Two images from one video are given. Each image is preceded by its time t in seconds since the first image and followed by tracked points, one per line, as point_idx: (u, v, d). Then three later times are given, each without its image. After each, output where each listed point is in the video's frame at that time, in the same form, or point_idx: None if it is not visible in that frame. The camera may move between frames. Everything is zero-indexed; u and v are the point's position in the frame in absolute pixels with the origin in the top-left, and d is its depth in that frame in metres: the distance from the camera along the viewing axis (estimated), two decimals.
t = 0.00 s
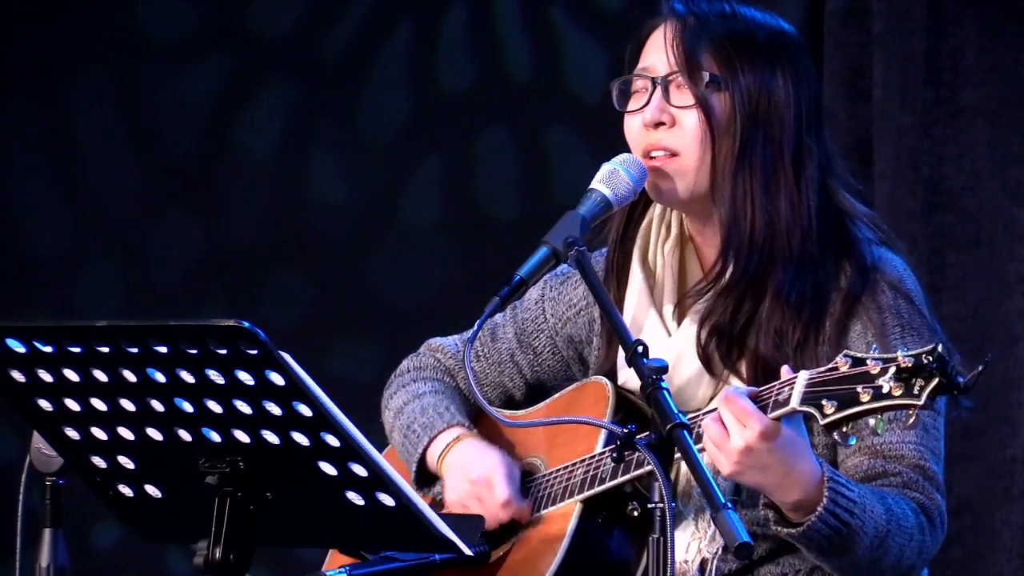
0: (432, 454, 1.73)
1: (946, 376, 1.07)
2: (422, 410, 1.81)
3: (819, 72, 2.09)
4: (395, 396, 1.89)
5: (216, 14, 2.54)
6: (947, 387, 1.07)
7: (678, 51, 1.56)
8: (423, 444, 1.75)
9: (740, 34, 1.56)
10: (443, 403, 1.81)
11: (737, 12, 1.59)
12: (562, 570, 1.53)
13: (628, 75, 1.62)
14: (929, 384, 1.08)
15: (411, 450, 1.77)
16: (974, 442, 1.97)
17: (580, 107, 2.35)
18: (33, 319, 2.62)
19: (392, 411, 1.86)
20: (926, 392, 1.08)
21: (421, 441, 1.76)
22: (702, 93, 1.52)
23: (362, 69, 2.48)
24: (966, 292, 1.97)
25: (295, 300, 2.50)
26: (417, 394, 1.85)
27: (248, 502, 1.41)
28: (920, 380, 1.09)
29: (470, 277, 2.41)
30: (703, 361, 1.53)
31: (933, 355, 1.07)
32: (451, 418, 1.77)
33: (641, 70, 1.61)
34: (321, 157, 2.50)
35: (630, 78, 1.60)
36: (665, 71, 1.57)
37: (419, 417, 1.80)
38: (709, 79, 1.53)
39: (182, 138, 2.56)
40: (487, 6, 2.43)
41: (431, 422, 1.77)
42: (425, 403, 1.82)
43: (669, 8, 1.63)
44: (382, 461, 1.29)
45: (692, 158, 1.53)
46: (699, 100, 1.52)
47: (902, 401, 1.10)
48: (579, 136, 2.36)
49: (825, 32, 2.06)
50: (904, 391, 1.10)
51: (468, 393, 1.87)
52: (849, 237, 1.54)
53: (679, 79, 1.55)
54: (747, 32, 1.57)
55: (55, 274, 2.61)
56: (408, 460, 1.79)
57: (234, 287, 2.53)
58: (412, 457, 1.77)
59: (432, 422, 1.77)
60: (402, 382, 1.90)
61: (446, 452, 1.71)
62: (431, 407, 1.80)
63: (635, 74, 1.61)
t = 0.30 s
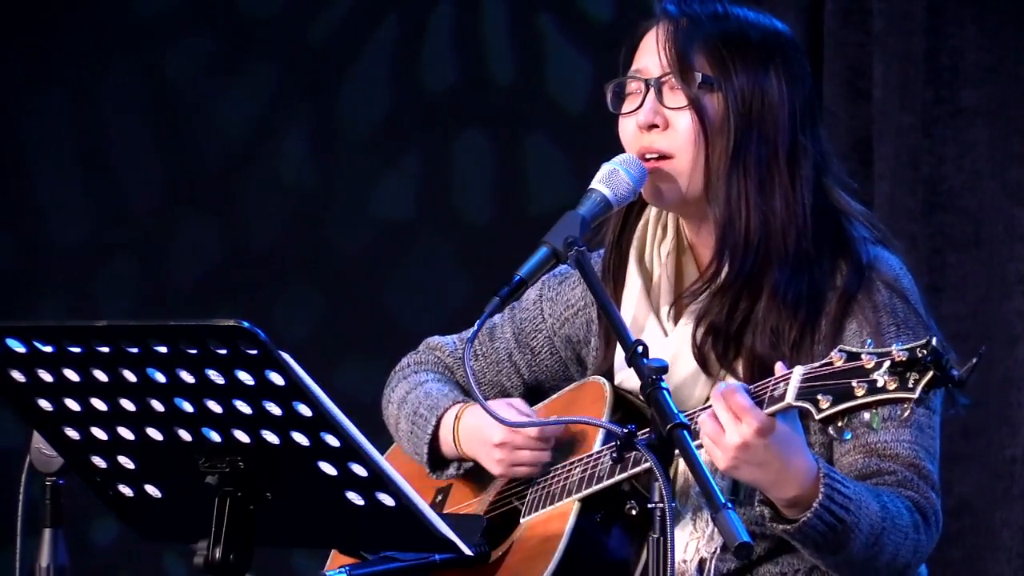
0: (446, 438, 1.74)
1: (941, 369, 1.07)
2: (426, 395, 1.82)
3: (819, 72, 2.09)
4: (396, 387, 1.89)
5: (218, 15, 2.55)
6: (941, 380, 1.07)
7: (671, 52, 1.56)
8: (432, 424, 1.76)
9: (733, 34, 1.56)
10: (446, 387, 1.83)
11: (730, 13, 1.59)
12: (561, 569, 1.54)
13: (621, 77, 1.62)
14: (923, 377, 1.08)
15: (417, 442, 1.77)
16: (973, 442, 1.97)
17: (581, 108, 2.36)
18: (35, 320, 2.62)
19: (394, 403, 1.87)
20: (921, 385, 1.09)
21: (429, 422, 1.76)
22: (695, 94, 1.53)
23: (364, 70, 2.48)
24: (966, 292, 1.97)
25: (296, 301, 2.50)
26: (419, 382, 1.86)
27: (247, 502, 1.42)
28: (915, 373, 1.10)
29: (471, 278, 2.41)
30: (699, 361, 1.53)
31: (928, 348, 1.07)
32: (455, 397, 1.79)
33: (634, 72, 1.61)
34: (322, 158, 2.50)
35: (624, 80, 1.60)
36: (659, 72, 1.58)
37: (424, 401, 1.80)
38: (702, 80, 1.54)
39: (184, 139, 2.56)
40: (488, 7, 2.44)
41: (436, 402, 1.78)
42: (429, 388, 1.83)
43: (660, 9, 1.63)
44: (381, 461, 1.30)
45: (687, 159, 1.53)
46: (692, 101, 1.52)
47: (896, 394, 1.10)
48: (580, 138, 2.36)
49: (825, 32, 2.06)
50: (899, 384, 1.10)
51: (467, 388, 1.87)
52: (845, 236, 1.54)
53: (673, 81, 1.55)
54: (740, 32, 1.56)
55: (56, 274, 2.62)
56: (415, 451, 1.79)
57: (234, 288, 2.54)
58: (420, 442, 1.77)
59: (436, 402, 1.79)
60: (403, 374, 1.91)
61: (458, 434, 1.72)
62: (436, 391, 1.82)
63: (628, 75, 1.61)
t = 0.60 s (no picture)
0: (433, 454, 1.73)
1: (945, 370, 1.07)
2: (424, 413, 1.80)
3: (819, 72, 2.09)
4: (396, 398, 1.89)
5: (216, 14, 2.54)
6: (944, 381, 1.08)
7: (672, 52, 1.56)
8: (423, 446, 1.75)
9: (733, 33, 1.56)
10: (444, 406, 1.81)
11: (730, 12, 1.59)
12: (561, 569, 1.54)
13: (622, 77, 1.62)
14: (927, 377, 1.09)
15: (416, 446, 1.77)
16: (974, 442, 1.97)
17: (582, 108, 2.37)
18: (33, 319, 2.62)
19: (394, 412, 1.86)
20: (925, 386, 1.09)
21: (422, 443, 1.76)
22: (695, 94, 1.53)
23: (363, 69, 2.48)
24: (966, 292, 1.97)
25: (295, 300, 2.50)
26: (419, 396, 1.85)
27: (248, 502, 1.42)
28: (918, 374, 1.10)
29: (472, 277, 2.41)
30: (701, 361, 1.53)
31: (932, 349, 1.08)
32: (453, 423, 1.76)
33: (635, 72, 1.61)
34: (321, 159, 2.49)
35: (625, 80, 1.60)
36: (659, 72, 1.58)
37: (421, 419, 1.79)
38: (702, 80, 1.54)
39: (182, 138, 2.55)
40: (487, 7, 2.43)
41: (432, 424, 1.77)
42: (426, 406, 1.81)
43: (661, 9, 1.63)
44: (382, 461, 1.29)
45: (688, 159, 1.53)
46: (693, 101, 1.52)
47: (900, 395, 1.10)
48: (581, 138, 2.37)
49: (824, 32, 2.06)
50: (903, 384, 1.10)
51: (468, 395, 1.86)
52: (846, 235, 1.54)
53: (673, 81, 1.55)
54: (741, 31, 1.56)
55: (54, 273, 2.61)
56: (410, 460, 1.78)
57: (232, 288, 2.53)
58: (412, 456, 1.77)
59: (432, 424, 1.77)
60: (403, 385, 1.90)
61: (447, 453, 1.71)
62: (432, 411, 1.80)
63: (629, 76, 1.61)
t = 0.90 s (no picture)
0: (431, 451, 1.74)
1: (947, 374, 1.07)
2: (420, 410, 1.81)
3: (819, 72, 2.09)
4: (394, 395, 1.89)
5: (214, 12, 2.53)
6: (946, 384, 1.08)
7: (674, 52, 1.56)
8: (420, 443, 1.75)
9: (734, 33, 1.56)
10: (441, 402, 1.81)
11: (732, 12, 1.59)
12: (562, 569, 1.53)
13: (624, 77, 1.62)
14: (929, 381, 1.09)
15: (416, 444, 1.77)
16: (974, 442, 1.97)
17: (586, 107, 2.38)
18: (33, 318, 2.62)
19: (392, 410, 1.87)
20: (926, 389, 1.09)
21: (418, 441, 1.76)
22: (698, 95, 1.52)
23: (362, 68, 2.47)
24: (966, 292, 1.97)
25: (292, 299, 2.48)
26: (415, 394, 1.85)
27: (248, 502, 1.42)
28: (920, 377, 1.10)
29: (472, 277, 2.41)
30: (702, 362, 1.53)
31: (934, 353, 1.08)
32: (449, 418, 1.77)
33: (638, 72, 1.61)
34: (320, 157, 2.49)
35: (626, 80, 1.60)
36: (661, 73, 1.58)
37: (417, 416, 1.80)
38: (705, 80, 1.53)
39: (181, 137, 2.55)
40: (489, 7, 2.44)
41: (428, 422, 1.77)
42: (423, 402, 1.82)
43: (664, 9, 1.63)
44: (381, 461, 1.29)
45: (690, 160, 1.53)
46: (695, 101, 1.52)
47: (902, 399, 1.10)
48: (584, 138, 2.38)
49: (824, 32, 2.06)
50: (905, 388, 1.10)
51: (468, 393, 1.87)
52: (847, 236, 1.55)
53: (676, 82, 1.55)
54: (743, 31, 1.56)
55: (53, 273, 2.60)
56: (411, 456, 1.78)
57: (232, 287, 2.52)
58: (409, 456, 1.77)
59: (428, 421, 1.77)
60: (402, 382, 1.91)
61: (441, 452, 1.72)
62: (428, 407, 1.80)
63: (631, 76, 1.61)
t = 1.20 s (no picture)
0: (452, 436, 1.73)
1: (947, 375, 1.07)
2: (432, 392, 1.80)
3: (819, 72, 2.09)
4: (400, 386, 1.88)
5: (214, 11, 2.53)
6: (947, 385, 1.08)
7: (677, 52, 1.56)
8: (439, 419, 1.74)
9: (737, 34, 1.56)
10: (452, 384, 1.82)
11: (734, 12, 1.59)
12: (562, 570, 1.53)
13: (626, 77, 1.62)
14: (929, 382, 1.08)
15: (420, 443, 1.76)
16: (974, 442, 1.97)
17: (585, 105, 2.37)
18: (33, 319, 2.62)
19: (400, 401, 1.85)
20: (927, 390, 1.09)
21: (436, 418, 1.75)
22: (701, 95, 1.52)
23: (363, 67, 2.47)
24: (966, 292, 1.97)
25: (293, 299, 2.48)
26: (425, 379, 1.85)
27: (248, 502, 1.42)
28: (920, 378, 1.10)
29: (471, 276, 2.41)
30: (703, 362, 1.53)
31: (934, 354, 1.08)
32: (462, 393, 1.78)
33: (639, 72, 1.61)
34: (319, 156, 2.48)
35: (628, 80, 1.60)
36: (663, 73, 1.57)
37: (430, 398, 1.79)
38: (708, 81, 1.53)
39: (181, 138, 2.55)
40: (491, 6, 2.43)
41: (443, 399, 1.77)
42: (434, 386, 1.82)
43: (667, 8, 1.63)
44: (381, 461, 1.29)
45: (692, 160, 1.53)
46: (698, 102, 1.52)
47: (902, 400, 1.10)
48: (587, 135, 2.37)
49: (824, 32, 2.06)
50: (904, 389, 1.10)
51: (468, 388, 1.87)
52: (848, 237, 1.55)
53: (678, 82, 1.55)
54: (746, 31, 1.57)
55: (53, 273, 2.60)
56: (420, 449, 1.77)
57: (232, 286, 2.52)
58: (427, 438, 1.75)
59: (443, 399, 1.77)
60: (407, 372, 1.90)
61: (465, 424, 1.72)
62: (441, 388, 1.81)
63: (633, 76, 1.61)
